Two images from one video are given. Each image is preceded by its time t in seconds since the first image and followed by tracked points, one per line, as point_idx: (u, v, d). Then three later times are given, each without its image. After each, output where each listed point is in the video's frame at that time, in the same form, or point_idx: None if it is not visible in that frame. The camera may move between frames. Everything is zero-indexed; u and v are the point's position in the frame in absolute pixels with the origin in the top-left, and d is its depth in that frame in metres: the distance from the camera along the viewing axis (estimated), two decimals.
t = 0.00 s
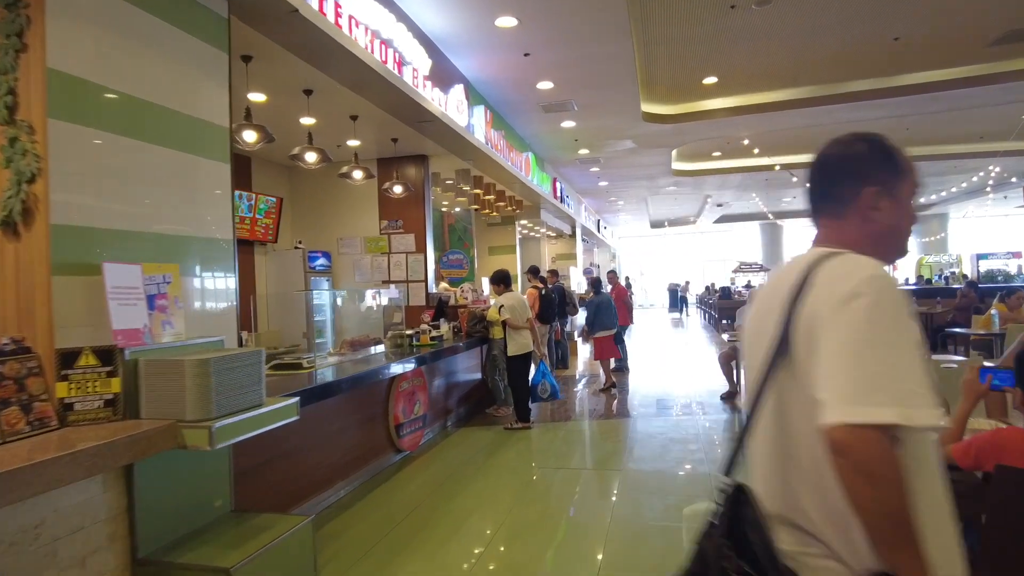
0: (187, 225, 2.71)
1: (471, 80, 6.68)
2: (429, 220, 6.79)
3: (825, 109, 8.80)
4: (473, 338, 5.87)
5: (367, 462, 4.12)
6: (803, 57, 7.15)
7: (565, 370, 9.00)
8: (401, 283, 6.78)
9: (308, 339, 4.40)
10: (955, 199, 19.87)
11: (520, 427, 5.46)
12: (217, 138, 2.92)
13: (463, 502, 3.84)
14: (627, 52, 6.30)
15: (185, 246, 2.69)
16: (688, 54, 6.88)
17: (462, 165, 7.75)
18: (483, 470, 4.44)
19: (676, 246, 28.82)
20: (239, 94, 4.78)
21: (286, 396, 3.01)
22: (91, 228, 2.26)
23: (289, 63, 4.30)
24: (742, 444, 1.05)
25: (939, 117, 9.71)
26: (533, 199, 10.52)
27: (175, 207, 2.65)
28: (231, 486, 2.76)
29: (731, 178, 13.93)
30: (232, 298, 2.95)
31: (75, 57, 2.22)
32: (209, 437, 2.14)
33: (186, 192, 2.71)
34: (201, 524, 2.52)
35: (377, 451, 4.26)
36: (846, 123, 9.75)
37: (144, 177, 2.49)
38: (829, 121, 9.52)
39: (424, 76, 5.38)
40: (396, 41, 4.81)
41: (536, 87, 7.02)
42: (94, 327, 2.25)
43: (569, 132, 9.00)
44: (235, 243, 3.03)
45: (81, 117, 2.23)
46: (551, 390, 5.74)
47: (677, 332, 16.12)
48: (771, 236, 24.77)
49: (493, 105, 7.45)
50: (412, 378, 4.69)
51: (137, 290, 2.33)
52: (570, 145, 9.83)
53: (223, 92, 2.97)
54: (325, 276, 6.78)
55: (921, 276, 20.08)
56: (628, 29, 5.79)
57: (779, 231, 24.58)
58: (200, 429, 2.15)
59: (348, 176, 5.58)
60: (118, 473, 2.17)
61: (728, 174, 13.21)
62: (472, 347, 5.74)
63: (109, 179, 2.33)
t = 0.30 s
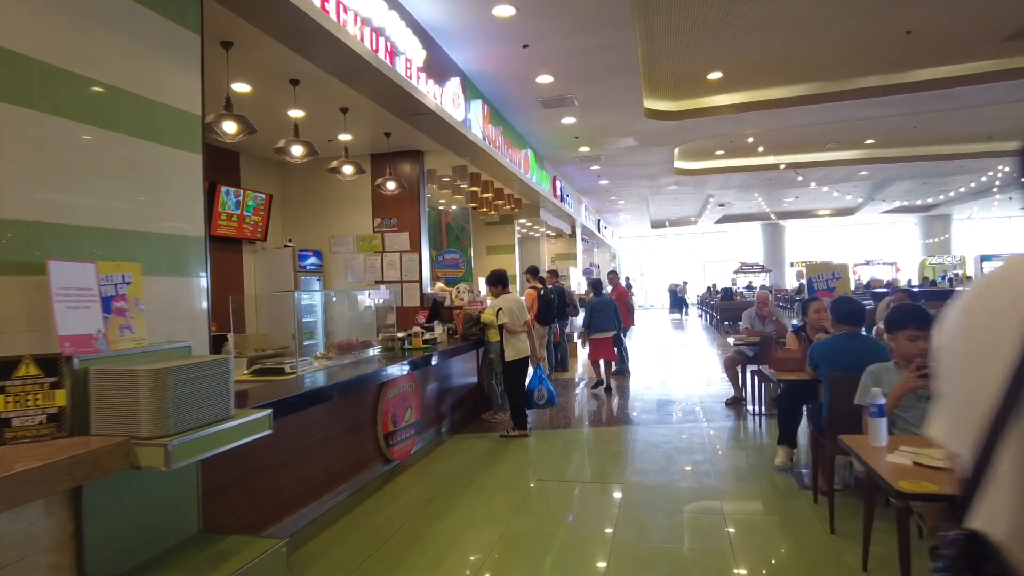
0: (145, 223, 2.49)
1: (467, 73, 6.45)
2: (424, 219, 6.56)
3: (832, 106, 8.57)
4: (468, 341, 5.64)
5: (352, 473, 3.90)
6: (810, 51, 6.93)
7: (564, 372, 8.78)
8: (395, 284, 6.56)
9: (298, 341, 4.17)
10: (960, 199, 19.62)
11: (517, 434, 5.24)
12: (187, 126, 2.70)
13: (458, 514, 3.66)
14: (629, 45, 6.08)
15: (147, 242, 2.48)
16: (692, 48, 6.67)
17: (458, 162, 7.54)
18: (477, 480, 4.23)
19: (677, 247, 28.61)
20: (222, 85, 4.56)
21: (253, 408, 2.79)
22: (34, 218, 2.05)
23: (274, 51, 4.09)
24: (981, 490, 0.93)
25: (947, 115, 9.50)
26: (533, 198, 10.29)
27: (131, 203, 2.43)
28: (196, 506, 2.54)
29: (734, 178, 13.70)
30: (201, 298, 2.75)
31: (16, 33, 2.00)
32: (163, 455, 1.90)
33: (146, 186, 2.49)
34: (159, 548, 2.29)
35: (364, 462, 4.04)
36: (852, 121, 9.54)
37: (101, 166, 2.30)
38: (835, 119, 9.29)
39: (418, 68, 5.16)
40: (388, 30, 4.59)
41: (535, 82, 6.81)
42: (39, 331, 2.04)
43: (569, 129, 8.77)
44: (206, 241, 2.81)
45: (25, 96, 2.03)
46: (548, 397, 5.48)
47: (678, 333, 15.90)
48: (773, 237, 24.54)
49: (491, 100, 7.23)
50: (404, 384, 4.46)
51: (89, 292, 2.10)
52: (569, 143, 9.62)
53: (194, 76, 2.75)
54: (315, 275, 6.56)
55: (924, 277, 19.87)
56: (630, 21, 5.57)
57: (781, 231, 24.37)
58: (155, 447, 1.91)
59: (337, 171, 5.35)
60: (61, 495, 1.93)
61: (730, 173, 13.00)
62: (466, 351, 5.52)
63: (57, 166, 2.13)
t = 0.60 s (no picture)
0: (103, 215, 2.23)
1: (467, 65, 6.20)
2: (422, 216, 6.31)
3: (843, 102, 8.33)
4: (467, 344, 5.38)
5: (338, 488, 3.64)
6: (824, 45, 6.67)
7: (566, 376, 8.53)
8: (391, 284, 6.31)
9: (288, 343, 3.90)
10: (968, 201, 19.35)
11: (517, 444, 4.99)
12: (156, 109, 2.45)
13: (457, 530, 3.44)
14: (635, 36, 5.81)
15: (105, 239, 2.23)
16: (700, 41, 6.39)
17: (457, 157, 7.28)
18: (473, 494, 3.98)
19: (679, 247, 28.35)
20: (207, 73, 4.32)
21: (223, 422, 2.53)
22: None
23: (261, 35, 3.84)
24: None
25: (962, 112, 9.22)
26: (534, 196, 10.04)
27: (88, 193, 2.18)
28: (159, 532, 2.29)
29: (740, 177, 13.44)
30: (172, 300, 2.50)
31: None
32: (109, 481, 1.64)
33: (106, 174, 2.24)
34: None
35: (352, 476, 3.79)
36: (863, 119, 9.27)
37: (52, 151, 2.04)
38: (846, 116, 9.04)
39: (415, 57, 4.92)
40: (382, 16, 4.33)
41: (537, 75, 6.56)
42: None
43: (572, 125, 8.52)
44: (176, 236, 2.56)
45: None
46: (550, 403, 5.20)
47: (682, 335, 15.64)
48: (777, 238, 24.27)
49: (492, 94, 6.98)
50: (398, 391, 4.20)
51: (32, 293, 1.86)
52: (572, 140, 9.37)
53: (165, 55, 2.51)
54: (309, 274, 6.31)
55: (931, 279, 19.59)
56: (636, 10, 5.30)
57: (785, 232, 24.11)
58: (100, 472, 1.65)
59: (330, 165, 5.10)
60: None
61: (736, 172, 12.73)
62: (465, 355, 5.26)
63: None
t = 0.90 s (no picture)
0: (47, 204, 1.98)
1: (467, 56, 5.97)
2: (419, 213, 6.08)
3: (856, 97, 8.06)
4: (465, 346, 5.13)
5: (322, 501, 3.41)
6: (840, 36, 6.41)
7: (569, 378, 8.28)
8: (387, 283, 6.07)
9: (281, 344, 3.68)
10: (978, 200, 19.03)
11: (517, 451, 4.74)
12: (113, 88, 2.21)
13: (451, 544, 3.21)
14: (642, 26, 5.57)
15: (53, 231, 1.99)
16: (710, 31, 6.15)
17: (457, 152, 7.05)
18: (469, 506, 3.74)
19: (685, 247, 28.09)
20: (189, 59, 4.08)
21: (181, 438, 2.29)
22: None
23: (244, 17, 3.60)
24: None
25: (978, 108, 8.95)
26: (537, 194, 9.79)
27: (30, 179, 1.93)
28: (109, 558, 2.06)
29: (747, 176, 13.17)
30: (134, 300, 2.27)
31: None
32: (26, 513, 1.40)
33: (51, 158, 1.99)
34: None
35: (338, 487, 3.55)
36: (876, 114, 9.00)
37: None
38: (859, 111, 8.77)
39: (410, 44, 4.67)
40: None
41: (540, 66, 6.32)
42: None
43: (576, 120, 8.27)
44: (139, 230, 2.32)
45: None
46: (555, 403, 4.92)
47: (687, 335, 15.39)
48: (783, 237, 23.98)
49: (493, 86, 6.74)
50: (390, 396, 3.96)
51: None
52: (577, 135, 9.12)
53: (123, 28, 2.26)
54: (301, 273, 6.09)
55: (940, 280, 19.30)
56: None
57: (792, 232, 23.83)
58: (18, 501, 1.42)
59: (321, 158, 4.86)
60: None
61: (743, 170, 12.47)
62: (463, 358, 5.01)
63: None
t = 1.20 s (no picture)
0: None
1: (462, 45, 5.72)
2: (413, 210, 5.83)
3: (867, 89, 7.78)
4: (458, 350, 4.85)
5: (298, 520, 3.18)
6: (852, 25, 6.13)
7: (571, 381, 8.04)
8: (379, 283, 5.83)
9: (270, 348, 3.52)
10: (988, 198, 18.70)
11: (512, 462, 4.49)
12: (54, 67, 1.96)
13: (437, 567, 2.96)
14: (645, 14, 5.31)
15: None
16: (716, 20, 5.87)
17: (453, 148, 6.80)
18: (458, 524, 3.49)
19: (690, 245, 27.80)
20: (162, 47, 3.84)
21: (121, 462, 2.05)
22: None
23: None
24: None
25: (993, 101, 8.66)
26: (538, 191, 9.53)
27: None
28: None
29: (754, 173, 12.89)
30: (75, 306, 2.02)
31: None
32: None
33: None
34: None
35: (316, 505, 3.31)
36: (888, 108, 8.72)
37: None
38: (870, 105, 8.49)
39: (400, 32, 4.43)
40: None
41: (539, 56, 6.06)
42: None
43: (577, 114, 8.01)
44: (81, 229, 2.07)
45: None
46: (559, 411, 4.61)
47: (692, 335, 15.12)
48: (789, 236, 23.66)
49: (491, 78, 6.49)
50: (376, 406, 3.71)
51: None
52: (578, 130, 8.87)
53: None
54: (289, 273, 5.87)
55: (949, 279, 18.97)
56: None
57: (798, 230, 23.52)
58: None
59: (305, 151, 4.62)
60: None
61: (750, 167, 12.19)
62: (458, 363, 4.76)
63: None
